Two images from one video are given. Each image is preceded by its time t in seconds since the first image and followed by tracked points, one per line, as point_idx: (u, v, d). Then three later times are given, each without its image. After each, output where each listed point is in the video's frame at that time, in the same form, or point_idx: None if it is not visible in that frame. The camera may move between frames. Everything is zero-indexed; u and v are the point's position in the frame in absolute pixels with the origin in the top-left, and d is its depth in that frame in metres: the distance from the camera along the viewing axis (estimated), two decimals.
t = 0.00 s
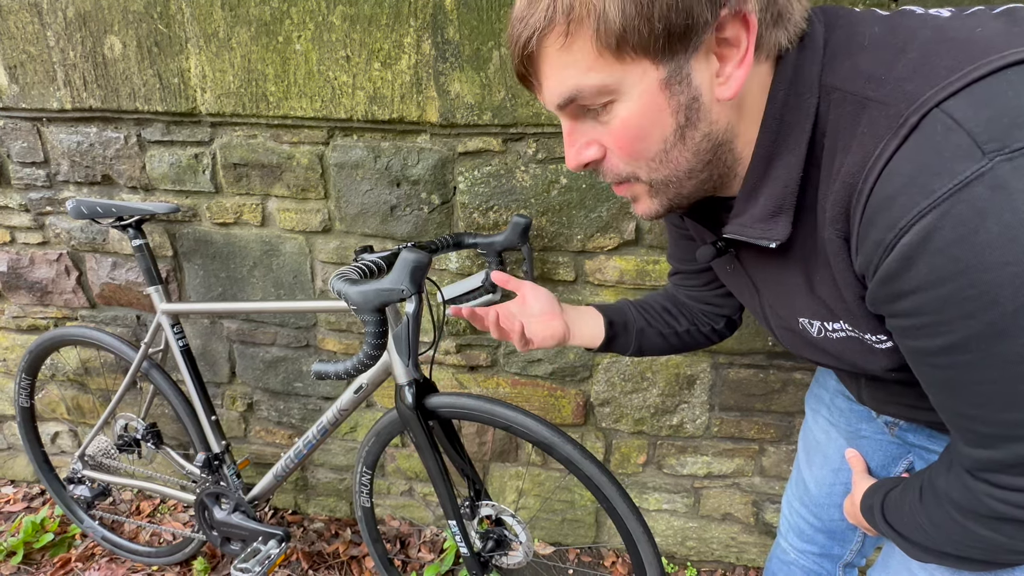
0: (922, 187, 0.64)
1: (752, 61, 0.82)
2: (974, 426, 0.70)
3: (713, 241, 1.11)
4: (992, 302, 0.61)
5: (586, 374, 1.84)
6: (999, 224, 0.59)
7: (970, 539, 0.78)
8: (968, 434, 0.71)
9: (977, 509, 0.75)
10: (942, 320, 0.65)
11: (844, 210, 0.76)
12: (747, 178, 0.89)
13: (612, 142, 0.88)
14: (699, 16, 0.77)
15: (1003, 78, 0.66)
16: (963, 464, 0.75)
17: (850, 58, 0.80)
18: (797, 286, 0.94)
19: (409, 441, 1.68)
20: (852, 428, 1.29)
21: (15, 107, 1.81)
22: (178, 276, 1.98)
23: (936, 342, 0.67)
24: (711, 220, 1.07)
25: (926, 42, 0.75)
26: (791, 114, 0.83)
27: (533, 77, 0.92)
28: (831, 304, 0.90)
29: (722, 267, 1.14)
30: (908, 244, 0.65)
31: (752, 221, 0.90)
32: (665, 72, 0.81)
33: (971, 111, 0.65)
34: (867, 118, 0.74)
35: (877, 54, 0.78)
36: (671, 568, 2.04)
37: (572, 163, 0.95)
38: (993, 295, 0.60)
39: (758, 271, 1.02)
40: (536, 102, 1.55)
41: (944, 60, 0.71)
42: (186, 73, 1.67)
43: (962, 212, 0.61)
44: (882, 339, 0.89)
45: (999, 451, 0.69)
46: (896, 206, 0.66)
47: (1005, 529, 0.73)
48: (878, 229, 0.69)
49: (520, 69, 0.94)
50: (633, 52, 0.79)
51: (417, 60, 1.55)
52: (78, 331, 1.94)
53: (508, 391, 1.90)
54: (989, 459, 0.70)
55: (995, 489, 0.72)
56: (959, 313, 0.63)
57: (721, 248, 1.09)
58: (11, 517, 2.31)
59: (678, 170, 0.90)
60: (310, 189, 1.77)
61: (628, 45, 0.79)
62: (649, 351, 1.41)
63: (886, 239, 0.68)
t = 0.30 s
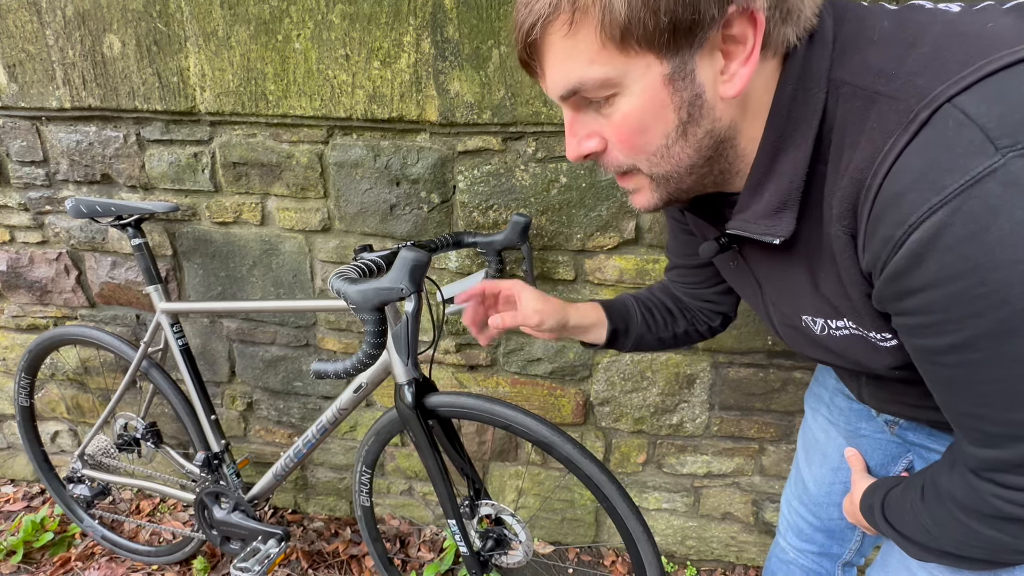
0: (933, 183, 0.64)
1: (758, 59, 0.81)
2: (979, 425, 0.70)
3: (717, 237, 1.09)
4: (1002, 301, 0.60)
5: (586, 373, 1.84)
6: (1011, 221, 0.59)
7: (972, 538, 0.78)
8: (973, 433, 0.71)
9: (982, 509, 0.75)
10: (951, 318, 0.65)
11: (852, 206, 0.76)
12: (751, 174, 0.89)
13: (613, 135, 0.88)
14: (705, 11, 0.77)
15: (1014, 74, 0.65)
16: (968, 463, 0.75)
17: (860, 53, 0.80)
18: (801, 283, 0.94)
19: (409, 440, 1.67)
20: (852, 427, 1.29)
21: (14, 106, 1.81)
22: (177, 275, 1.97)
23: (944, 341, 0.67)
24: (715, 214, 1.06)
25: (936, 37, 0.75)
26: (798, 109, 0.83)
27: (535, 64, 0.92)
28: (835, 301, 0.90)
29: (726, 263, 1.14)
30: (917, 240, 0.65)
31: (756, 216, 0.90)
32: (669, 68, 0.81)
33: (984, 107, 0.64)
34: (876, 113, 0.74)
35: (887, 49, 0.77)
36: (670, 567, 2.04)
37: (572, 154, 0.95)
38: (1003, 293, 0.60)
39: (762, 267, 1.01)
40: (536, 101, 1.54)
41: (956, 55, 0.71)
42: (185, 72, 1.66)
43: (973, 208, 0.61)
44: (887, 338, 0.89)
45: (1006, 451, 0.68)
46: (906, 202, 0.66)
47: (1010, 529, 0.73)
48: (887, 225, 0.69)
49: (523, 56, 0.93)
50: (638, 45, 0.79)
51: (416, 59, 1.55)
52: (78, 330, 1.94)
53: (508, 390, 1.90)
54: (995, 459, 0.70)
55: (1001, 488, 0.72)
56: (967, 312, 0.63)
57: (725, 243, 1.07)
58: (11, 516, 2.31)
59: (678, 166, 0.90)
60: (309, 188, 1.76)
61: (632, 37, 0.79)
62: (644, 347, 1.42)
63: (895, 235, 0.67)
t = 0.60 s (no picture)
0: (940, 179, 0.64)
1: (766, 52, 0.81)
2: (981, 425, 0.70)
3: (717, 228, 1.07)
4: (1008, 299, 0.60)
5: (585, 372, 1.84)
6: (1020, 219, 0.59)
7: (971, 538, 0.79)
8: (974, 433, 0.72)
9: (982, 509, 0.75)
10: (955, 317, 0.65)
11: (854, 201, 0.76)
12: (751, 166, 0.89)
13: (617, 122, 0.88)
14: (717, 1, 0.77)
15: None
16: (968, 463, 0.75)
17: (868, 45, 0.79)
18: (799, 278, 0.94)
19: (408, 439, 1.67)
20: (851, 426, 1.29)
21: (14, 105, 1.81)
22: (177, 275, 1.98)
23: (948, 340, 0.67)
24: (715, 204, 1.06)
25: (946, 30, 0.74)
26: (801, 102, 0.83)
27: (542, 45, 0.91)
28: (833, 298, 0.90)
29: (725, 254, 1.15)
30: (923, 238, 0.65)
31: (753, 209, 0.90)
32: (677, 57, 0.81)
33: (993, 102, 0.64)
34: (882, 107, 0.74)
35: (895, 42, 0.77)
36: (670, 567, 2.05)
37: (574, 138, 0.95)
38: (1009, 291, 0.60)
39: (761, 261, 1.01)
40: (535, 101, 1.54)
41: (965, 49, 0.71)
42: (185, 71, 1.66)
43: (981, 205, 0.61)
44: (886, 336, 0.89)
45: (1007, 451, 0.69)
46: (912, 198, 0.66)
47: (1010, 529, 0.73)
48: (891, 222, 0.69)
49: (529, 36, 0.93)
50: (647, 31, 0.79)
51: (416, 58, 1.55)
52: (78, 330, 1.94)
53: (508, 390, 1.91)
54: (996, 459, 0.70)
55: (1001, 488, 0.72)
56: (973, 310, 0.63)
57: (725, 235, 1.05)
58: (11, 515, 2.31)
59: (679, 156, 0.90)
60: (309, 187, 1.76)
61: (643, 23, 0.79)
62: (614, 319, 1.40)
63: (900, 232, 0.67)
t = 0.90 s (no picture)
0: (946, 176, 0.64)
1: (775, 44, 0.80)
2: (982, 425, 0.70)
3: (717, 224, 1.08)
4: (1013, 299, 0.60)
5: (586, 371, 1.83)
6: None
7: (971, 538, 0.78)
8: (975, 433, 0.71)
9: (982, 509, 0.75)
10: (960, 317, 0.65)
11: (858, 198, 0.76)
12: (754, 161, 0.89)
13: (621, 110, 0.88)
14: None
15: None
16: (968, 463, 0.75)
17: (874, 40, 0.78)
18: (799, 276, 0.94)
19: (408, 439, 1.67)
20: (851, 426, 1.29)
21: (13, 104, 1.81)
22: (177, 274, 1.97)
23: (951, 340, 0.67)
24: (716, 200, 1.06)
25: (953, 24, 0.74)
26: (805, 97, 0.83)
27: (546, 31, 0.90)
28: (833, 297, 0.90)
29: (726, 250, 1.15)
30: (928, 235, 0.65)
31: (755, 205, 0.91)
32: (683, 47, 0.81)
33: (1001, 97, 0.64)
34: (888, 103, 0.73)
35: (901, 37, 0.76)
36: (670, 566, 2.05)
37: (577, 127, 0.95)
38: (1015, 291, 0.60)
39: (762, 258, 1.01)
40: (536, 99, 1.54)
41: (973, 44, 0.70)
42: (184, 70, 1.66)
43: (988, 203, 0.61)
44: (887, 335, 0.88)
45: (1008, 451, 0.68)
46: (918, 196, 0.66)
47: (1011, 530, 0.73)
48: (896, 220, 0.68)
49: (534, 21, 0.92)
50: (655, 19, 0.79)
51: (417, 57, 1.55)
52: (78, 329, 1.94)
53: (508, 389, 1.90)
54: (997, 459, 0.70)
55: (1002, 489, 0.72)
56: (977, 310, 0.63)
57: (725, 231, 1.06)
58: (10, 515, 2.31)
59: (682, 148, 0.90)
60: (309, 186, 1.76)
61: (649, 11, 0.78)
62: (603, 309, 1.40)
63: (905, 230, 0.67)
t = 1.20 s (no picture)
0: (948, 176, 0.63)
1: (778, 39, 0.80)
2: (985, 426, 0.69)
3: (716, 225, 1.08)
4: (1015, 300, 0.60)
5: (585, 371, 1.83)
6: None
7: (974, 539, 0.78)
8: (978, 434, 0.71)
9: (984, 510, 0.74)
10: (962, 318, 0.64)
11: (858, 198, 0.75)
12: (754, 161, 0.89)
13: (624, 108, 0.87)
14: None
15: None
16: (972, 464, 0.75)
17: (873, 38, 0.78)
18: (799, 276, 0.94)
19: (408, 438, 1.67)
20: (852, 426, 1.29)
21: (12, 103, 1.80)
22: (176, 274, 1.97)
23: (953, 340, 0.67)
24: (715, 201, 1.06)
25: (953, 23, 0.73)
26: (805, 96, 0.82)
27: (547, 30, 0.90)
28: (834, 297, 0.90)
29: (724, 251, 1.14)
30: (930, 235, 0.64)
31: (755, 206, 0.91)
32: (687, 43, 0.80)
33: (1002, 97, 0.64)
34: (888, 102, 0.72)
35: (900, 35, 0.75)
36: (670, 566, 2.04)
37: (579, 126, 0.95)
38: (1017, 292, 0.60)
39: (762, 258, 1.00)
40: (535, 98, 1.54)
41: (973, 43, 0.70)
42: (183, 69, 1.66)
43: (989, 203, 0.60)
44: (888, 335, 0.88)
45: (1011, 453, 0.68)
46: (919, 196, 0.65)
47: (1013, 531, 0.73)
48: (897, 220, 0.68)
49: (533, 20, 0.91)
50: (659, 14, 0.78)
51: (416, 55, 1.54)
52: (77, 328, 1.94)
53: (507, 389, 1.90)
54: (1000, 461, 0.70)
55: (1004, 490, 0.71)
56: (979, 311, 0.63)
57: (724, 233, 1.06)
58: (9, 515, 2.31)
59: (685, 146, 0.89)
60: (309, 185, 1.76)
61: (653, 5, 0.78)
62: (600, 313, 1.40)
63: (906, 230, 0.67)
